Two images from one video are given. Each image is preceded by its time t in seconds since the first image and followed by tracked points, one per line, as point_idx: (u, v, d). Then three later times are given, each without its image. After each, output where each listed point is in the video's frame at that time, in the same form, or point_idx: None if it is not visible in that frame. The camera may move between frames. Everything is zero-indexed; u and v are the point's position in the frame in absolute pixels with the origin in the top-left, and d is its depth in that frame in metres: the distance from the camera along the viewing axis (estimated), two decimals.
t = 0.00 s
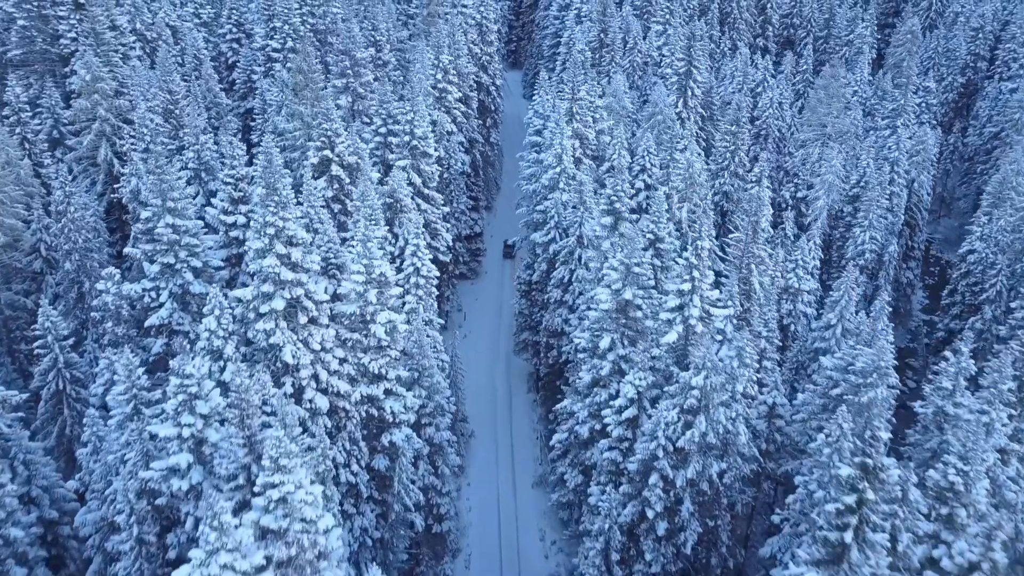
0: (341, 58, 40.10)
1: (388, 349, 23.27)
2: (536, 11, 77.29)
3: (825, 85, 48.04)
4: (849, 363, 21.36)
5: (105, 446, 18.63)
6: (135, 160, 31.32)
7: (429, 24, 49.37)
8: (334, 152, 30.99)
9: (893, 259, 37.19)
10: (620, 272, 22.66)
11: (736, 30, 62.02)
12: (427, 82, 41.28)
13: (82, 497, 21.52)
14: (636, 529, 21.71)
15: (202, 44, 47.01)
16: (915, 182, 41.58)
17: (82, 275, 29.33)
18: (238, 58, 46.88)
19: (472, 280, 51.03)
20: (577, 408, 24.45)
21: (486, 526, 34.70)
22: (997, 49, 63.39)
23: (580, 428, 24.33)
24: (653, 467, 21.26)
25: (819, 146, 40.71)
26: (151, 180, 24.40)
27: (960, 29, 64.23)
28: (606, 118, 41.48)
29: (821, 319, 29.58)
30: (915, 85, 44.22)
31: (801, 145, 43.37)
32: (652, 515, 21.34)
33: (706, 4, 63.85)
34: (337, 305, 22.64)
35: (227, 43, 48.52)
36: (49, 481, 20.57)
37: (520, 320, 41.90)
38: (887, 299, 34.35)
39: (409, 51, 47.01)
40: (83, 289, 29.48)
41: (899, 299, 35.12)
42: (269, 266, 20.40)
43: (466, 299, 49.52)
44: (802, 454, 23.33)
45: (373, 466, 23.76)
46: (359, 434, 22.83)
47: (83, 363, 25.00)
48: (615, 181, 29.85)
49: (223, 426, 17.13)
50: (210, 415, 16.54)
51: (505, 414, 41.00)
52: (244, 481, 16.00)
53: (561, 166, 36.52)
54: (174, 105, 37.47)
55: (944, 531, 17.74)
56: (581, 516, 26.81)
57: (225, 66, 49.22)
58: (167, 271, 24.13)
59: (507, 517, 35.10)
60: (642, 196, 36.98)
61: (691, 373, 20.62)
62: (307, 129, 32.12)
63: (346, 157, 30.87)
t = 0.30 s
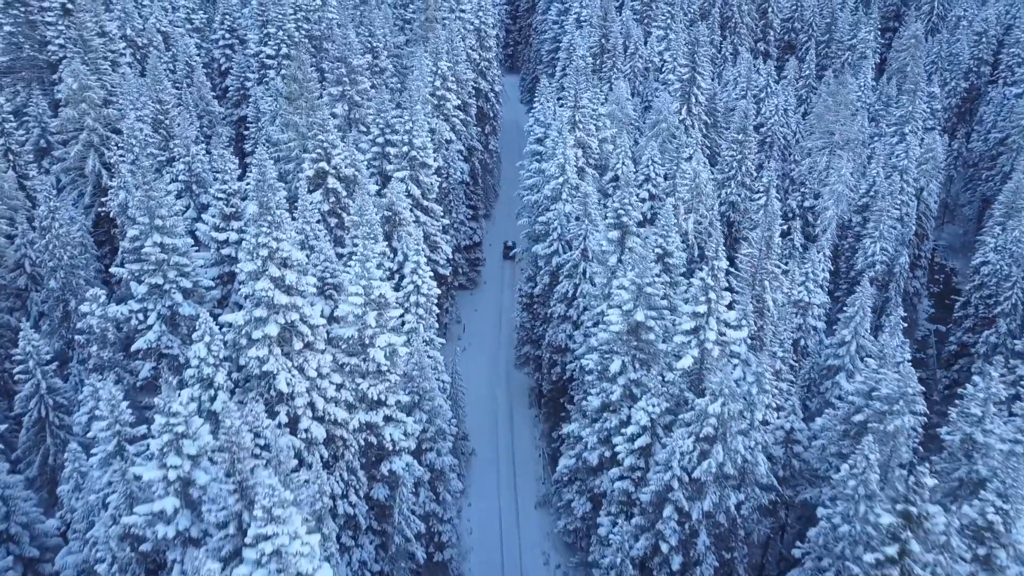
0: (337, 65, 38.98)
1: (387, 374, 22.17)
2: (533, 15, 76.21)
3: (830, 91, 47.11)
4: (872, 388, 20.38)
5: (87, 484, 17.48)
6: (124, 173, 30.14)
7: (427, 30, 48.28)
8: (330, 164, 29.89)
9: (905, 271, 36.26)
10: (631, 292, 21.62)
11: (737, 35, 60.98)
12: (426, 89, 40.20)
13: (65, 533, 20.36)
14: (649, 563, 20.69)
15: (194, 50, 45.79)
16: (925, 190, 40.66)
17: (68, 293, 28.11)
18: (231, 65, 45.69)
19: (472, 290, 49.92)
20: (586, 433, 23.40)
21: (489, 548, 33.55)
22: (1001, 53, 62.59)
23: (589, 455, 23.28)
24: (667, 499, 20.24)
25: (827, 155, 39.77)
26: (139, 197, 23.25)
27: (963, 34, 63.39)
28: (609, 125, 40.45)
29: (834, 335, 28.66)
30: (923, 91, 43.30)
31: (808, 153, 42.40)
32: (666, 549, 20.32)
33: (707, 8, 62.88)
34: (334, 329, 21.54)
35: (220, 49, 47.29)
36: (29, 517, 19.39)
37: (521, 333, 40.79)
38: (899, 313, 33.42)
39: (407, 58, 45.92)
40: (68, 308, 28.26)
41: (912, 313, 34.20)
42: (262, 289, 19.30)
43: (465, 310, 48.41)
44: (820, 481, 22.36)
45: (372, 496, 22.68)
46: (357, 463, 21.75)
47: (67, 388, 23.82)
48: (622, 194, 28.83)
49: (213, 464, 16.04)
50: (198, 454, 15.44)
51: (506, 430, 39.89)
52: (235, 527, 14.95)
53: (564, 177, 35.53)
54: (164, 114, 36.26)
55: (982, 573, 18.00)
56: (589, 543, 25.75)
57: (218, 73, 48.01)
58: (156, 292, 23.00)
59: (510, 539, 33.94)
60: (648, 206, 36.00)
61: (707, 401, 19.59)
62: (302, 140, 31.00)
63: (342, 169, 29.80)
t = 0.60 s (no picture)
0: (333, 73, 38.01)
1: (387, 399, 21.25)
2: (531, 20, 75.20)
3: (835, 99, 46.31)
4: (894, 413, 19.57)
5: (69, 522, 16.46)
6: (113, 186, 29.08)
7: (424, 36, 47.29)
8: (327, 176, 28.94)
9: (915, 283, 35.48)
10: (641, 312, 20.71)
11: (738, 41, 60.04)
12: (424, 98, 39.27)
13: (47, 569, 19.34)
14: None
15: (186, 57, 44.66)
16: (933, 199, 39.83)
17: (55, 311, 27.05)
18: (225, 72, 44.65)
19: (471, 300, 49.02)
20: (594, 459, 22.47)
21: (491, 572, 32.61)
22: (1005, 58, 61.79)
23: (597, 481, 22.36)
24: (681, 531, 19.36)
25: (834, 164, 38.97)
26: (126, 213, 22.21)
27: (965, 40, 62.70)
28: (612, 134, 39.58)
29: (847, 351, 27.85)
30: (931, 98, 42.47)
31: (814, 162, 41.55)
32: None
33: (707, 14, 62.03)
34: (331, 352, 20.59)
35: (214, 56, 46.25)
36: (9, 554, 18.35)
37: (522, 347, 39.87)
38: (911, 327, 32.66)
39: (405, 65, 44.95)
40: (54, 327, 27.19)
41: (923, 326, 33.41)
42: (255, 313, 18.34)
43: (464, 320, 47.50)
44: (838, 508, 21.52)
45: (371, 526, 21.73)
46: (356, 492, 20.80)
47: (52, 413, 22.80)
48: (629, 208, 27.94)
49: (203, 504, 15.06)
50: (188, 495, 14.47)
51: (507, 447, 39.00)
52: None
53: (567, 188, 34.68)
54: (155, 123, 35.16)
55: None
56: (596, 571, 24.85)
57: (211, 80, 46.93)
58: (145, 313, 22.03)
59: (512, 562, 33.01)
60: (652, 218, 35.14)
61: (723, 428, 18.72)
62: (298, 151, 30.03)
63: (339, 181, 28.86)
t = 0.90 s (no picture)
0: (330, 83, 37.06)
1: (387, 428, 20.28)
2: (529, 27, 74.30)
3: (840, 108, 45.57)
4: (918, 443, 18.71)
5: (49, 567, 15.46)
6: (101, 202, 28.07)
7: (422, 45, 46.36)
8: (323, 192, 28.00)
9: (925, 297, 34.71)
10: (653, 337, 19.82)
11: (739, 49, 59.10)
12: (423, 108, 38.36)
13: None
14: None
15: (179, 67, 43.62)
16: (941, 211, 39.03)
17: (41, 333, 25.93)
18: (219, 82, 43.68)
19: (471, 313, 48.12)
20: (602, 488, 21.54)
21: None
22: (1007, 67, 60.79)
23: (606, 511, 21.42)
24: (696, 567, 18.44)
25: (841, 176, 38.18)
26: (114, 234, 21.21)
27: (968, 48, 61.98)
28: (615, 145, 38.74)
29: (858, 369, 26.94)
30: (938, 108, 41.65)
31: (820, 174, 40.71)
32: None
33: (707, 21, 61.19)
34: (328, 380, 19.62)
35: (208, 65, 45.27)
36: None
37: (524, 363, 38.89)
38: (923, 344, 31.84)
39: (403, 74, 44.07)
40: (40, 348, 26.08)
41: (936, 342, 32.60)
42: (248, 342, 17.38)
43: (464, 334, 46.57)
44: (858, 540, 20.63)
45: (370, 560, 20.75)
46: (354, 526, 19.83)
47: (35, 442, 21.77)
48: (636, 223, 27.06)
49: (191, 551, 14.06)
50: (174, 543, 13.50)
51: (509, 465, 38.02)
52: None
53: (570, 201, 33.85)
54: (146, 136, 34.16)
55: None
56: None
57: (205, 90, 45.94)
58: (133, 338, 21.08)
59: None
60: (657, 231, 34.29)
61: (740, 461, 17.83)
62: (293, 165, 29.12)
63: (337, 197, 27.94)
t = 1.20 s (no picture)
0: (326, 96, 36.10)
1: (387, 463, 19.27)
2: (527, 36, 73.42)
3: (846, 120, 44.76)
4: (946, 478, 17.79)
5: None
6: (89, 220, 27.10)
7: (419, 57, 45.40)
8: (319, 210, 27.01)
9: (937, 314, 33.87)
10: (667, 366, 18.89)
11: (740, 58, 58.18)
12: (422, 121, 37.43)
13: None
14: None
15: (171, 78, 42.64)
16: (949, 225, 38.19)
17: (24, 356, 24.73)
18: (213, 94, 42.73)
19: (470, 329, 47.15)
20: (612, 522, 20.54)
21: None
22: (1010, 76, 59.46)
23: (615, 547, 20.47)
24: None
25: (849, 190, 37.35)
26: (99, 258, 20.21)
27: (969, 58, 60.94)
28: (618, 159, 37.87)
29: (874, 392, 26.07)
30: (946, 120, 40.75)
31: (827, 188, 39.89)
32: None
33: (708, 31, 60.33)
34: (324, 414, 18.59)
35: (202, 77, 44.32)
36: None
37: (525, 382, 37.86)
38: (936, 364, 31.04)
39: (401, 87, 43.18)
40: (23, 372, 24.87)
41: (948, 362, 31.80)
42: (240, 377, 16.36)
43: (463, 350, 45.61)
44: None
45: None
46: (352, 566, 18.80)
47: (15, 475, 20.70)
48: (643, 242, 26.15)
49: None
50: None
51: (510, 488, 37.01)
52: None
53: (573, 217, 32.96)
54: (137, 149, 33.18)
55: None
56: None
57: (198, 102, 44.96)
58: (119, 367, 20.10)
59: None
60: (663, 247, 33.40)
61: (761, 498, 16.89)
62: (288, 182, 28.18)
63: (334, 216, 26.99)
